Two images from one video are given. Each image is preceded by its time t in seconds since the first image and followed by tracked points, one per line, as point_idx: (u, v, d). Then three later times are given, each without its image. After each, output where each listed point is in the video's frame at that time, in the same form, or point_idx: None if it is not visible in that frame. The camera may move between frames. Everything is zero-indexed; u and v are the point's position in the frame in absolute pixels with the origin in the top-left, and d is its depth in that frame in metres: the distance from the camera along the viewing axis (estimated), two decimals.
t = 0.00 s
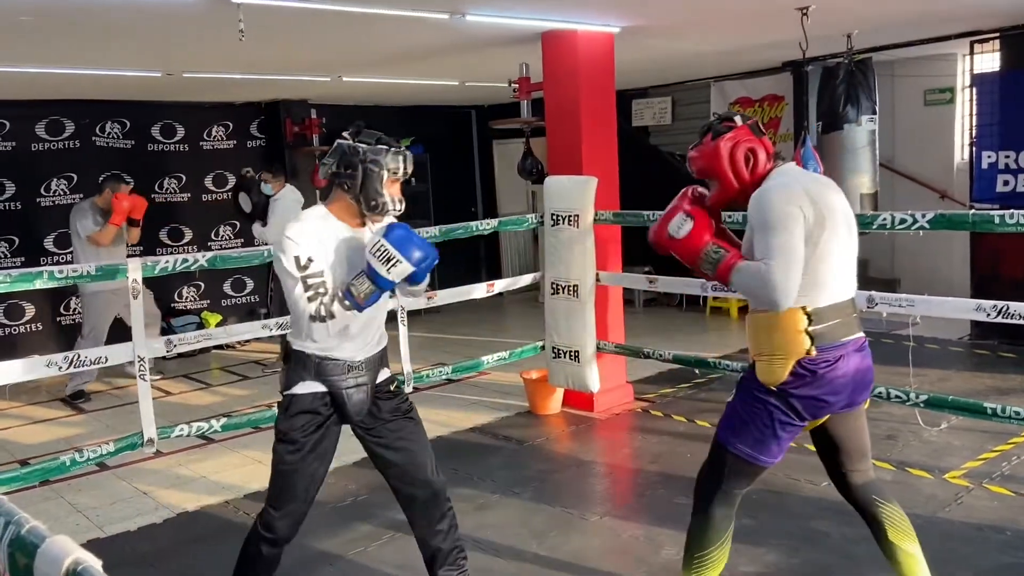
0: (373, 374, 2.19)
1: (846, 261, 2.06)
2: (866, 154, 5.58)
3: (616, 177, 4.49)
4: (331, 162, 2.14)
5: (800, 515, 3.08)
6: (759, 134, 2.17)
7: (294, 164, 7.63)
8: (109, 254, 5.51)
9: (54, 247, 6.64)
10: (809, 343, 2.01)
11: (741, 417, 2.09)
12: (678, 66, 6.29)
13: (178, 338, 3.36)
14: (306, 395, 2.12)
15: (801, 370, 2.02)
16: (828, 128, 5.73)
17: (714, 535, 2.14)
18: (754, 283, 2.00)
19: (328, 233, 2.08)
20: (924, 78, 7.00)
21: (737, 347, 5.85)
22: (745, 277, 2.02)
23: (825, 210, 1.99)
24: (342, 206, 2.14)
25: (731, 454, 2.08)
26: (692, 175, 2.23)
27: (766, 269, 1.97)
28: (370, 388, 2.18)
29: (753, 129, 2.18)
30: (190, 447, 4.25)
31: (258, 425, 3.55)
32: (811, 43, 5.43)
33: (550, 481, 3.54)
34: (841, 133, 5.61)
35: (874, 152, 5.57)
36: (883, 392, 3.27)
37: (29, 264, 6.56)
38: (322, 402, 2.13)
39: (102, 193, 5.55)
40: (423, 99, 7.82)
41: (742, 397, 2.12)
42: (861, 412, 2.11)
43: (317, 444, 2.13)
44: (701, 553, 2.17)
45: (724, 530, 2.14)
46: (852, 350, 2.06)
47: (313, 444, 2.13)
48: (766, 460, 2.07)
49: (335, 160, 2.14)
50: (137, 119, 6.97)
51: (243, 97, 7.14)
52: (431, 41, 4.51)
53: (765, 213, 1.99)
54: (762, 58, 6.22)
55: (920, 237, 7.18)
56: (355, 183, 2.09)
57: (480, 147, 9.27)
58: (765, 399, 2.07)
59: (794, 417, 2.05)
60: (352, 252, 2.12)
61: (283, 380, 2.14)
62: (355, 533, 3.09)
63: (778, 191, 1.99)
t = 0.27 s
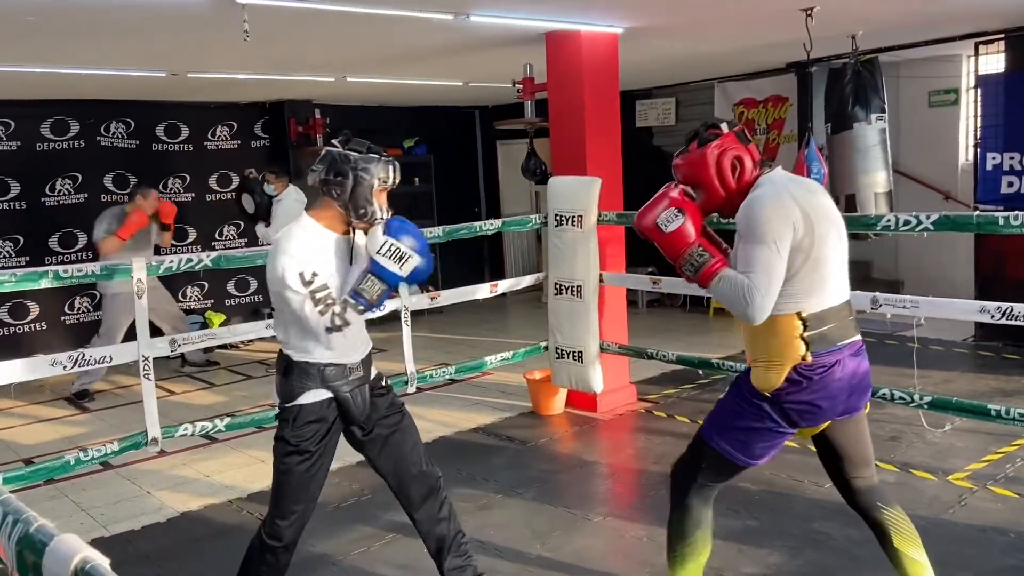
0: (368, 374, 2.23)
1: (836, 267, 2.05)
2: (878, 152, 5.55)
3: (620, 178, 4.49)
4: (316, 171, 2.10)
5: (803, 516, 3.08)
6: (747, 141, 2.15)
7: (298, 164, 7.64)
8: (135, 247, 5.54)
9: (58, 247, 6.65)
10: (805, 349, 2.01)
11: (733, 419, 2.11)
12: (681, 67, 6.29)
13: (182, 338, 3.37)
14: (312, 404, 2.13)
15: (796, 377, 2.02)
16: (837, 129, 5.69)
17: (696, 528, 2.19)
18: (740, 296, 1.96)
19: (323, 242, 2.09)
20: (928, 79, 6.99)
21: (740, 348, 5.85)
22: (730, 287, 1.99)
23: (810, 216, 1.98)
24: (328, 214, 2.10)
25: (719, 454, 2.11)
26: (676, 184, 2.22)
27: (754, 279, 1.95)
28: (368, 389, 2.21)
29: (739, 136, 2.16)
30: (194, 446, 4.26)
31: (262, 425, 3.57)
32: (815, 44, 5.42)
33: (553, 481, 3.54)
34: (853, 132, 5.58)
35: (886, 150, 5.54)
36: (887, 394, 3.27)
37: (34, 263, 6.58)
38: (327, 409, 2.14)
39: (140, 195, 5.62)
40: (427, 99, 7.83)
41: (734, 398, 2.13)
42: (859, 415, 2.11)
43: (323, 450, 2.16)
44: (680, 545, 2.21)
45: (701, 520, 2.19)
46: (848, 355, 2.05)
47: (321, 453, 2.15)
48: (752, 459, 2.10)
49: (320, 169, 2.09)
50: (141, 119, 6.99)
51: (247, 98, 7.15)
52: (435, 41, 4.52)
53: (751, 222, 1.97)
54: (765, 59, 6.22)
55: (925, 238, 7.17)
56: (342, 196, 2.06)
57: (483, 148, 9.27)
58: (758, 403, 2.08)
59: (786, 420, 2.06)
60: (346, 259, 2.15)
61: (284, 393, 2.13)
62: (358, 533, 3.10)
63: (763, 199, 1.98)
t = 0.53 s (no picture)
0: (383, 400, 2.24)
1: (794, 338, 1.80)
2: (885, 150, 5.53)
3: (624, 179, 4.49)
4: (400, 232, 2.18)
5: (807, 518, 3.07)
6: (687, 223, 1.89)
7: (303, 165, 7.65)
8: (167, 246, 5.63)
9: (64, 246, 6.67)
10: (785, 421, 1.80)
11: (702, 474, 1.88)
12: (686, 68, 6.28)
13: (187, 337, 3.37)
14: (335, 437, 2.12)
15: (776, 445, 1.81)
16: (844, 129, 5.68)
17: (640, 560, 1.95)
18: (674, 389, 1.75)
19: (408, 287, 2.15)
20: (933, 81, 6.98)
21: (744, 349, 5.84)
22: (661, 380, 1.78)
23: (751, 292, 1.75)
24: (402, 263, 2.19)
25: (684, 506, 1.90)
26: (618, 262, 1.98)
27: (687, 371, 1.73)
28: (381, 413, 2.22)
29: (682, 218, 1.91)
30: (199, 446, 4.27)
31: (265, 425, 3.59)
32: (819, 45, 5.42)
33: (556, 482, 3.54)
34: (861, 131, 5.54)
35: (894, 149, 5.53)
36: (891, 396, 3.27)
37: (39, 263, 6.60)
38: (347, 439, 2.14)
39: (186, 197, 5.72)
40: (431, 100, 7.84)
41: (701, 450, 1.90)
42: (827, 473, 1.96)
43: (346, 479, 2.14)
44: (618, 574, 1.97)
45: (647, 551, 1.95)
46: (824, 416, 1.87)
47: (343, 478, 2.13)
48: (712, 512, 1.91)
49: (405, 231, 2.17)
50: (147, 119, 7.00)
51: (252, 98, 7.16)
52: (440, 42, 4.52)
53: (680, 308, 1.76)
54: (770, 60, 6.21)
55: (929, 240, 7.15)
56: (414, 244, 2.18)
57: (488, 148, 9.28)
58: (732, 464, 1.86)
59: (759, 482, 1.86)
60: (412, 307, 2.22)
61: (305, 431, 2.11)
62: (362, 533, 3.10)
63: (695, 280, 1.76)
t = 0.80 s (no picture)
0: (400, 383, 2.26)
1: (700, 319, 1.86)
2: (890, 151, 5.46)
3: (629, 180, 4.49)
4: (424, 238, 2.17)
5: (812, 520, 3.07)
6: (568, 244, 1.81)
7: (308, 165, 7.66)
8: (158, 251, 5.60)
9: (70, 246, 6.69)
10: (712, 404, 1.84)
11: (643, 469, 1.94)
12: (691, 69, 6.28)
13: (193, 337, 3.37)
14: (341, 402, 2.21)
15: (706, 430, 1.85)
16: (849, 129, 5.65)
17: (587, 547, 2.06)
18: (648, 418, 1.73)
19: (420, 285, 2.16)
20: (940, 82, 6.96)
21: (749, 351, 5.83)
22: (634, 416, 1.74)
23: (660, 299, 1.75)
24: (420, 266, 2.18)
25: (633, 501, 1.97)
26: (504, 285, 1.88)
27: (653, 400, 1.71)
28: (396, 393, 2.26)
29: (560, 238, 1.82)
30: (204, 445, 4.28)
31: (271, 425, 3.62)
32: (825, 46, 5.40)
33: (560, 482, 3.54)
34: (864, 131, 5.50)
35: (897, 149, 5.45)
36: (898, 398, 3.28)
37: (45, 262, 6.62)
38: (354, 411, 2.21)
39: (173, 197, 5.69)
40: (437, 100, 7.84)
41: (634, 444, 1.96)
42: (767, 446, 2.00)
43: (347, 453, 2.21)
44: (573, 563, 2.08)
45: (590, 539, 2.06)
46: (750, 393, 1.91)
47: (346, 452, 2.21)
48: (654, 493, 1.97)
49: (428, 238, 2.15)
50: (153, 120, 7.02)
51: (258, 98, 7.17)
52: (446, 43, 4.53)
53: (612, 345, 1.72)
54: (775, 61, 6.21)
55: (935, 241, 7.13)
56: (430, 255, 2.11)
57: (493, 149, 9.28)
58: (669, 454, 1.91)
59: (697, 467, 1.91)
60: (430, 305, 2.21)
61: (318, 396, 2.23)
62: (366, 533, 3.10)
63: (615, 312, 1.71)
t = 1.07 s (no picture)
0: (363, 376, 2.45)
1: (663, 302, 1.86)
2: (891, 155, 5.49)
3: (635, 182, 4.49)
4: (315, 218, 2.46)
5: (818, 522, 3.06)
6: (557, 188, 1.94)
7: (315, 166, 7.68)
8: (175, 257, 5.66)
9: (77, 246, 6.72)
10: (656, 379, 1.85)
11: (601, 449, 1.97)
12: (697, 70, 6.28)
13: (199, 336, 3.38)
14: (304, 398, 2.44)
15: (658, 409, 1.87)
16: (851, 130, 5.65)
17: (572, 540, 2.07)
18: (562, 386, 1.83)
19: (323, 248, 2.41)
20: (948, 83, 6.94)
21: (755, 352, 5.83)
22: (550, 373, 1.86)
23: (603, 275, 1.80)
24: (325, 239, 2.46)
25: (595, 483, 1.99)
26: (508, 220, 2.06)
27: (567, 371, 1.81)
28: (357, 387, 2.44)
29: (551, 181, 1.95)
30: (211, 444, 4.29)
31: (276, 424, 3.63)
32: (832, 47, 5.40)
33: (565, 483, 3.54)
34: (867, 134, 5.51)
35: (898, 152, 5.50)
36: (904, 399, 3.27)
37: (53, 262, 6.65)
38: (315, 404, 2.43)
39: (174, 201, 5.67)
40: (444, 101, 7.86)
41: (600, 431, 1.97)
42: (739, 430, 1.96)
43: (311, 443, 2.46)
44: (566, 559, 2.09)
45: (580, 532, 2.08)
46: (710, 374, 1.89)
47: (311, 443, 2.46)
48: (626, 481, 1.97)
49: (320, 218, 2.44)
50: (160, 120, 7.05)
51: (265, 99, 7.20)
52: (452, 43, 4.54)
53: (546, 309, 1.82)
54: (782, 62, 6.20)
55: (942, 243, 7.11)
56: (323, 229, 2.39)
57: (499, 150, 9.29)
58: (622, 434, 1.93)
59: (654, 448, 1.92)
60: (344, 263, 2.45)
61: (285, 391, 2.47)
62: (372, 532, 3.11)
63: (553, 279, 1.81)
